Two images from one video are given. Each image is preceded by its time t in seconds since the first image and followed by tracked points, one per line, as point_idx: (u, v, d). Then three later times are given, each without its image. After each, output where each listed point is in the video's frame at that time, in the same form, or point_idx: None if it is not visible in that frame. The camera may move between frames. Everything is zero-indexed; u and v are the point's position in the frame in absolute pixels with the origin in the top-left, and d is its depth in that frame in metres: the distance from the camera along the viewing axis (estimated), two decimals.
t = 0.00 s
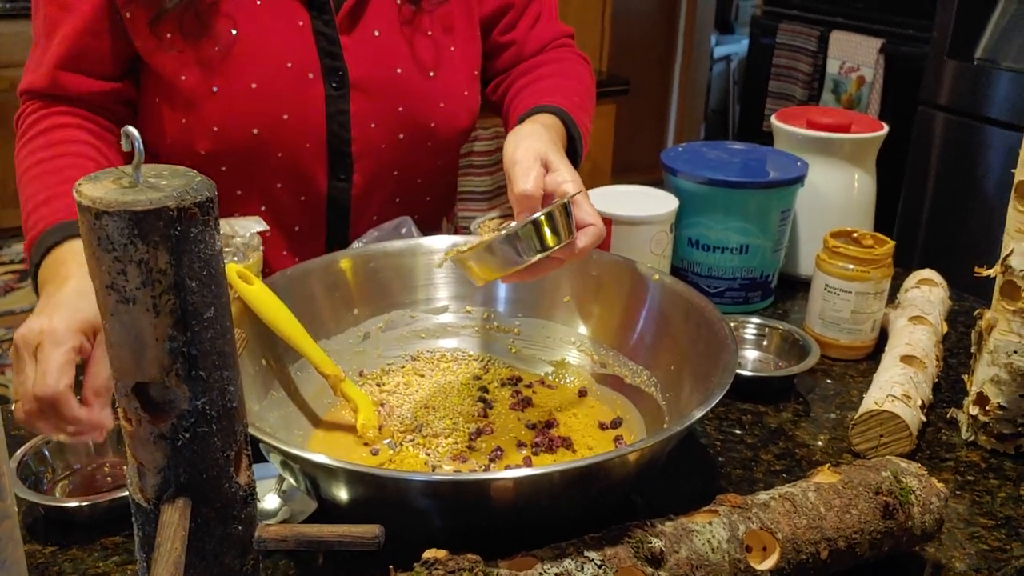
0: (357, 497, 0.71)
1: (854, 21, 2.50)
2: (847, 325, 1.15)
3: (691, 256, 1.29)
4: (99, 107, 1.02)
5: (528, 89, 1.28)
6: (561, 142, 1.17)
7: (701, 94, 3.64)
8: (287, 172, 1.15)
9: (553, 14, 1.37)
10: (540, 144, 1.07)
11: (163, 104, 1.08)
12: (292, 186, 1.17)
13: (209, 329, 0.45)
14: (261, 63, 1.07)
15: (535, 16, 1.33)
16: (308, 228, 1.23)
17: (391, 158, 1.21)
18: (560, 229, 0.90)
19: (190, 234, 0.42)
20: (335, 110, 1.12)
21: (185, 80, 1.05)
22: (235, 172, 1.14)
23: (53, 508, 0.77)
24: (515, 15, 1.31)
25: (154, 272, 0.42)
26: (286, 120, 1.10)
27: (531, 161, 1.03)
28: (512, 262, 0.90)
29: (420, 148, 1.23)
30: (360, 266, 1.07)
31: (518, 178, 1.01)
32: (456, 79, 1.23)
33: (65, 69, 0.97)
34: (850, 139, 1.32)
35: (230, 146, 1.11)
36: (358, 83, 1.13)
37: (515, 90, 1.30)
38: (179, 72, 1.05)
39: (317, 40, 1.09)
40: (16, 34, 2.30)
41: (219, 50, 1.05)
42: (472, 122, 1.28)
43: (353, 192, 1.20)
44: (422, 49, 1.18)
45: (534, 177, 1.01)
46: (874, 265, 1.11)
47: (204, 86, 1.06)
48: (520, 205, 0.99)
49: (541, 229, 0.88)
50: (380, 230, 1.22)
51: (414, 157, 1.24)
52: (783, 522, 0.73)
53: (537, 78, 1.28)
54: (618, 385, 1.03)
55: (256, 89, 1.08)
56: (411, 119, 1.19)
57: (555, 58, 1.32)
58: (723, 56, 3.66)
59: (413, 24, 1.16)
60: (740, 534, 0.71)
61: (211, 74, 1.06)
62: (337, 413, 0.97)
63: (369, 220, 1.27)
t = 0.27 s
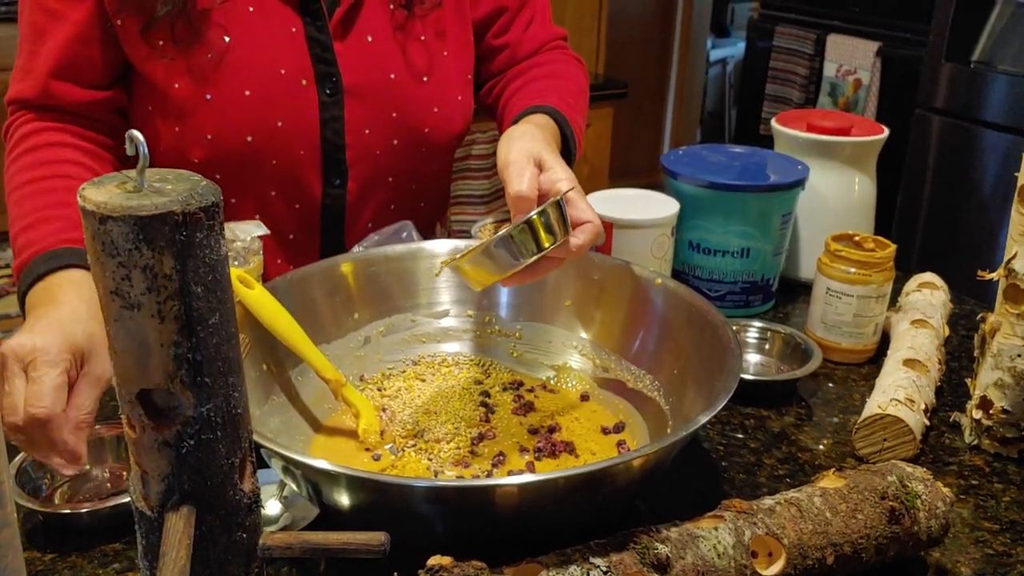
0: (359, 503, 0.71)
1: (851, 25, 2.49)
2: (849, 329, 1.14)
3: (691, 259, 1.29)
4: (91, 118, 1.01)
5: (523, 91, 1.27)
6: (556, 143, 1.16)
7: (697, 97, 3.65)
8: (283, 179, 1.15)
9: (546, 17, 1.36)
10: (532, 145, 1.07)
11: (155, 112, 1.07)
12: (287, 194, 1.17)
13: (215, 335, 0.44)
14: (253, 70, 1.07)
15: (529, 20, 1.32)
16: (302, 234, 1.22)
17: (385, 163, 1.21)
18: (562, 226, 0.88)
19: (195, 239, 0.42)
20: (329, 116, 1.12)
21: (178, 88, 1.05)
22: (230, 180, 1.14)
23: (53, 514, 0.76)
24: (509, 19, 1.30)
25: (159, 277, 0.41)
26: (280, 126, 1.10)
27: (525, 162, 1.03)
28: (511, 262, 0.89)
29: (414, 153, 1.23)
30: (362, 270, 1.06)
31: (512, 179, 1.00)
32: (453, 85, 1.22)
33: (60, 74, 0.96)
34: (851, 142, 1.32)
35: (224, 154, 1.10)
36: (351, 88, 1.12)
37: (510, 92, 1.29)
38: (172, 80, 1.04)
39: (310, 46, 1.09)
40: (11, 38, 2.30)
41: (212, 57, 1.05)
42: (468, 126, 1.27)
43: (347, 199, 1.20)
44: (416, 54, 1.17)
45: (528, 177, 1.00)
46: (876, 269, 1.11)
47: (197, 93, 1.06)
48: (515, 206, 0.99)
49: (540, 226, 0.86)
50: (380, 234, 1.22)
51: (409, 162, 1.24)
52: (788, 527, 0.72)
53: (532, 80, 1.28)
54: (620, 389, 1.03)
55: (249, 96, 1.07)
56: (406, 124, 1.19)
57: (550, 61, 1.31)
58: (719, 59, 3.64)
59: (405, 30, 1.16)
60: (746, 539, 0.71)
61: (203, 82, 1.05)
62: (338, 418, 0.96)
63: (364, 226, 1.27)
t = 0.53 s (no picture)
0: (360, 505, 0.70)
1: (848, 27, 2.49)
2: (850, 330, 1.14)
3: (691, 261, 1.29)
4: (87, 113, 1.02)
5: (519, 90, 1.27)
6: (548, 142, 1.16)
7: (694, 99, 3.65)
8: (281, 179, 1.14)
9: (543, 18, 1.36)
10: (525, 142, 1.06)
11: (149, 110, 1.08)
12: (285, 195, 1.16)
13: (220, 337, 0.44)
14: (251, 69, 1.06)
15: (526, 20, 1.32)
16: (298, 234, 1.21)
17: (382, 163, 1.20)
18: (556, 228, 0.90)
19: (201, 239, 0.41)
20: (326, 116, 1.11)
21: (173, 86, 1.05)
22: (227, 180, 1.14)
23: (52, 518, 0.75)
24: (506, 18, 1.30)
25: (164, 278, 0.41)
26: (275, 126, 1.10)
27: (517, 158, 1.02)
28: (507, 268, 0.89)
29: (410, 154, 1.22)
30: (363, 270, 1.06)
31: (505, 174, 0.99)
32: (450, 84, 1.21)
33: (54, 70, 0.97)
34: (850, 143, 1.32)
35: (220, 154, 1.10)
36: (349, 87, 1.12)
37: (505, 91, 1.29)
38: (167, 77, 1.04)
39: (306, 45, 1.08)
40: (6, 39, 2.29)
41: (209, 56, 1.04)
42: (465, 125, 1.27)
43: (344, 199, 1.19)
44: (413, 53, 1.17)
45: (521, 173, 0.99)
46: (877, 270, 1.11)
47: (194, 92, 1.06)
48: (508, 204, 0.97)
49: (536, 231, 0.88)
50: (379, 235, 1.21)
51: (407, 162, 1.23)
52: (793, 529, 0.72)
53: (528, 79, 1.28)
54: (622, 390, 1.03)
55: (246, 95, 1.07)
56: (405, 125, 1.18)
57: (546, 61, 1.31)
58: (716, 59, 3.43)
59: (402, 28, 1.15)
60: (751, 542, 0.70)
61: (200, 79, 1.05)
62: (338, 420, 0.96)
63: (362, 227, 1.26)
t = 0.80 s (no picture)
0: (361, 506, 0.70)
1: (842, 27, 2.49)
2: (849, 331, 1.14)
3: (690, 261, 1.29)
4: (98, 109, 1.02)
5: (520, 89, 1.27)
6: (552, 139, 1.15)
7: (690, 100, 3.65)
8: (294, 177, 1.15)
9: (542, 18, 1.36)
10: (525, 137, 1.06)
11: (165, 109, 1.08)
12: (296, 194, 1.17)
13: (224, 337, 0.44)
14: (265, 68, 1.07)
15: (526, 20, 1.33)
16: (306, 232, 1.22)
17: (389, 161, 1.21)
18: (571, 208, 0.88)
19: (206, 239, 0.41)
20: (338, 114, 1.12)
21: (191, 83, 1.06)
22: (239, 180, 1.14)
23: (51, 519, 0.75)
24: (506, 18, 1.31)
25: (168, 278, 0.41)
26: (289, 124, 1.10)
27: (522, 158, 1.02)
28: (530, 261, 0.88)
29: (417, 152, 1.23)
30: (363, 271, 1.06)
31: (512, 176, 1.00)
32: (456, 81, 1.23)
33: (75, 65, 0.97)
34: (850, 144, 1.32)
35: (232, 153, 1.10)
36: (360, 85, 1.13)
37: (507, 91, 1.29)
38: (185, 75, 1.06)
39: (318, 44, 1.09)
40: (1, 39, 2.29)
41: (224, 53, 1.05)
42: (469, 124, 1.27)
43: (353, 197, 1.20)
44: (421, 51, 1.18)
45: (529, 172, 1.00)
46: (876, 270, 1.11)
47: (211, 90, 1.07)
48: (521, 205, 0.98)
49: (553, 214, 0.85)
50: (379, 235, 1.21)
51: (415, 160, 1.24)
52: (794, 529, 0.72)
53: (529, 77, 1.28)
54: (622, 391, 1.03)
55: (262, 92, 1.08)
56: (412, 123, 1.20)
57: (546, 60, 1.31)
58: (711, 61, 3.35)
59: (410, 26, 1.16)
60: (752, 542, 0.70)
61: (216, 76, 1.06)
62: (338, 420, 0.97)
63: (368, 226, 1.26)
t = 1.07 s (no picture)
0: (360, 505, 0.70)
1: (839, 29, 2.49)
2: (846, 331, 1.14)
3: (688, 262, 1.29)
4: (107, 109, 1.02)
5: (528, 89, 1.27)
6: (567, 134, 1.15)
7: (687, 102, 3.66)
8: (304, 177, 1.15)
9: (549, 18, 1.37)
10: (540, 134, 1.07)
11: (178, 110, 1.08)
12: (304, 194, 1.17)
13: (224, 336, 0.44)
14: (275, 68, 1.07)
15: (533, 19, 1.33)
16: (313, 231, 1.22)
17: (398, 161, 1.21)
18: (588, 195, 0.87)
19: (206, 238, 0.41)
20: (349, 113, 1.13)
21: (202, 85, 1.06)
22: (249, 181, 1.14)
23: (49, 519, 0.75)
24: (513, 18, 1.31)
25: (169, 277, 0.41)
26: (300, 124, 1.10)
27: (538, 153, 1.03)
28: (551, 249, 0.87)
29: (427, 152, 1.23)
30: (362, 271, 1.06)
31: (530, 170, 1.00)
32: (465, 82, 1.23)
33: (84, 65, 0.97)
34: (847, 145, 1.33)
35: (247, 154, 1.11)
36: (370, 85, 1.13)
37: (515, 90, 1.29)
38: (196, 76, 1.05)
39: (329, 44, 1.09)
40: None
41: (234, 54, 1.05)
42: (477, 124, 1.27)
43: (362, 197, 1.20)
44: (432, 52, 1.18)
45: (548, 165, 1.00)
46: (873, 271, 1.11)
47: (220, 90, 1.07)
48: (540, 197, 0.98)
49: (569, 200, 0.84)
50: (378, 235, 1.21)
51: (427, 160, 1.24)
52: (791, 528, 0.72)
53: (537, 77, 1.27)
54: (620, 391, 1.03)
55: (274, 93, 1.08)
56: (422, 123, 1.20)
57: (552, 60, 1.31)
58: (708, 63, 3.35)
59: (422, 27, 1.16)
60: (749, 541, 0.71)
61: (227, 78, 1.06)
62: (336, 421, 0.97)
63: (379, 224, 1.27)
